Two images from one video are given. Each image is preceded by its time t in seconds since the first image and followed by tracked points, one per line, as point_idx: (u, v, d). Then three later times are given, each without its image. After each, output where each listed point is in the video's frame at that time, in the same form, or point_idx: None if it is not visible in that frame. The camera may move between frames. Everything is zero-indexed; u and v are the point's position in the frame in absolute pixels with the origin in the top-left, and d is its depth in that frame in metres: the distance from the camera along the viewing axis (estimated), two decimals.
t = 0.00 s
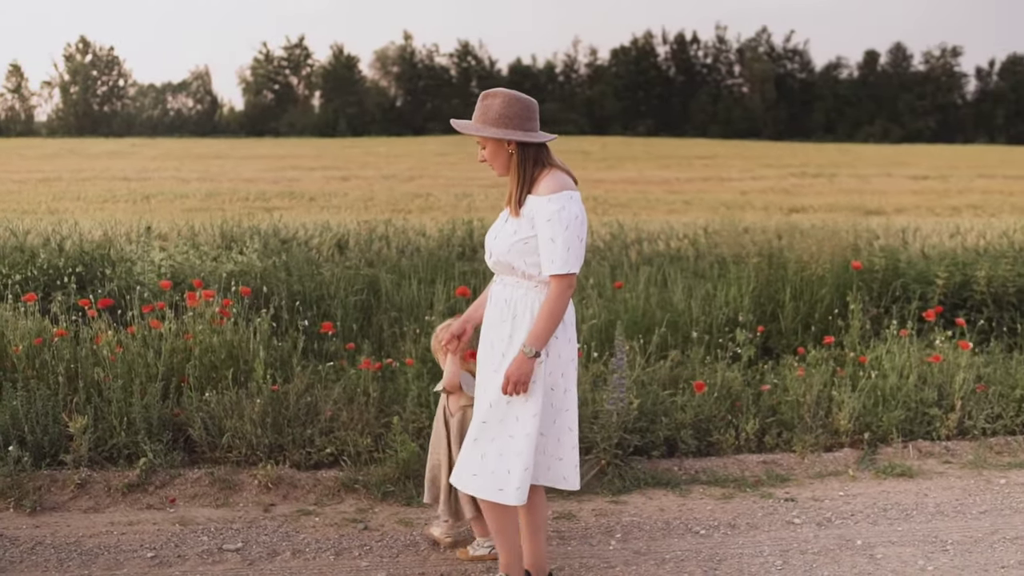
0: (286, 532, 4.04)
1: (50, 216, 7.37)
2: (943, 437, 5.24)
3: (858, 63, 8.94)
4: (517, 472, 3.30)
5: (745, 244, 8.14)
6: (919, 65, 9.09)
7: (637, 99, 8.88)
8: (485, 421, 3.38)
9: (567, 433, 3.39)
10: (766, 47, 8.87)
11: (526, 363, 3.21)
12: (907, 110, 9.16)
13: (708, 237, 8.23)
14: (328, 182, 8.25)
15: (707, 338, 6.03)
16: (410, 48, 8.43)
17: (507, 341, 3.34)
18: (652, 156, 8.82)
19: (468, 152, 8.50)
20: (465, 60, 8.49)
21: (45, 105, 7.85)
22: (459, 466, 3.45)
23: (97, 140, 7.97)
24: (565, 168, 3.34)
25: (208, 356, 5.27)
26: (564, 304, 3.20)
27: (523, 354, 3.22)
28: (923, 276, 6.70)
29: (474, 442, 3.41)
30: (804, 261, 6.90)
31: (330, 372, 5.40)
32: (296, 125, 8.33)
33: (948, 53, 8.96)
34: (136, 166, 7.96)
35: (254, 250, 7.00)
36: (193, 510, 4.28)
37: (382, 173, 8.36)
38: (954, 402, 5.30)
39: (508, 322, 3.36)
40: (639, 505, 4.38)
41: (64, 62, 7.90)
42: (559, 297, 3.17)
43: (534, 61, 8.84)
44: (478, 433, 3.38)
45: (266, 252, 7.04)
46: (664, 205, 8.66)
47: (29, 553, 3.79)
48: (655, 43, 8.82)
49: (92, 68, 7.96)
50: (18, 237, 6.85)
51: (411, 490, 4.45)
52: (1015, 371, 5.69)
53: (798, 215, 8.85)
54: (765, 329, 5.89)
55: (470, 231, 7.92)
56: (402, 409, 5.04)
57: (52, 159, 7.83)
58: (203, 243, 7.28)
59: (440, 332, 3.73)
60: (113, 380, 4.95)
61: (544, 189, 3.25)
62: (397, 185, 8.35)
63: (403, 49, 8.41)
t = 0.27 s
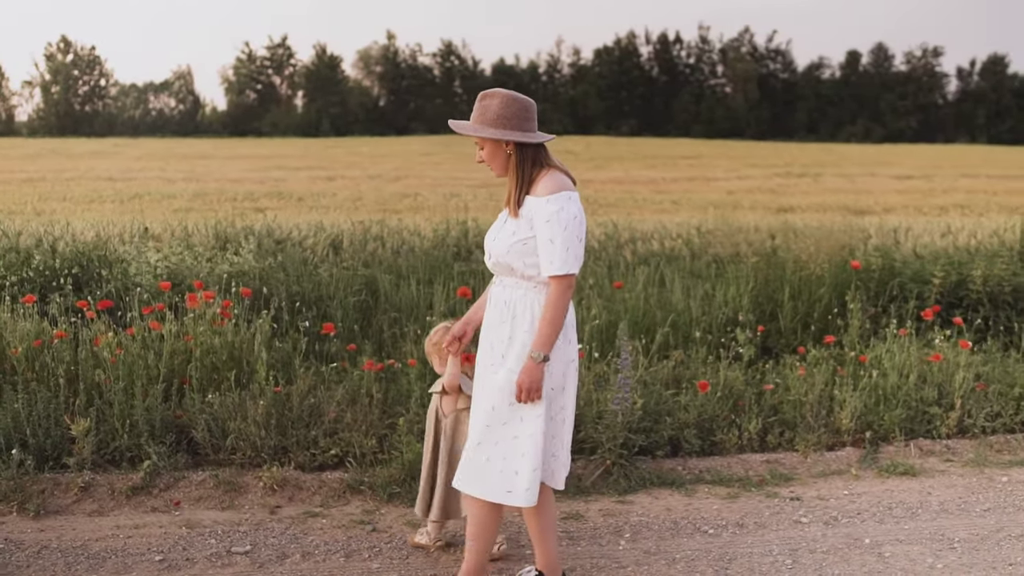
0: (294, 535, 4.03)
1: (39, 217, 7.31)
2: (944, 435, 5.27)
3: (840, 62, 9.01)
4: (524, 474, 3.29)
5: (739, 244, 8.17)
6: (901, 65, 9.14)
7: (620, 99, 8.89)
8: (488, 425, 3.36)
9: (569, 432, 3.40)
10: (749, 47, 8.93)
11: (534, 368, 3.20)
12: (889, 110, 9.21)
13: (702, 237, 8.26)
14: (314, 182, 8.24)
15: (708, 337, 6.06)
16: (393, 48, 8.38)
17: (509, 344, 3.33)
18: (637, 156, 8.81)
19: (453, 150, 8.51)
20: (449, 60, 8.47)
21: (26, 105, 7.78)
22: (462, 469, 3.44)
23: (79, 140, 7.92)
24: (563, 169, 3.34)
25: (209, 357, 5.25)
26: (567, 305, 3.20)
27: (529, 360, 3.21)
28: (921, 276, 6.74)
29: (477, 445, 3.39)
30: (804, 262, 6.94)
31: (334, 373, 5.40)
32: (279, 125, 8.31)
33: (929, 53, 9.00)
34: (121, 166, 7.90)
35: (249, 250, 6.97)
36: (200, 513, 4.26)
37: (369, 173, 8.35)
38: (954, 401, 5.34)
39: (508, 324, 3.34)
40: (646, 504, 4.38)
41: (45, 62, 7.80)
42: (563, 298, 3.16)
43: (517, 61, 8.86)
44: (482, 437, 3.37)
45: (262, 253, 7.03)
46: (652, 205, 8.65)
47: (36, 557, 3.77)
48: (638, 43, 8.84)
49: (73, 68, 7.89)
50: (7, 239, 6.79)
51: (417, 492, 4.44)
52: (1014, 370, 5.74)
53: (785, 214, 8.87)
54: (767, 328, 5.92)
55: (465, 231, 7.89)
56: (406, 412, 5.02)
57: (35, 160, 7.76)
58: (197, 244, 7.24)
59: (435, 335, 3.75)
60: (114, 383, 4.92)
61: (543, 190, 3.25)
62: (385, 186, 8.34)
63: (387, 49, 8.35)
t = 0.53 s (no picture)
0: (301, 537, 4.02)
1: (26, 218, 7.24)
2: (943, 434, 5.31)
3: (822, 63, 9.03)
4: (534, 479, 3.31)
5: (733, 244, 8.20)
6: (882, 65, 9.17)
7: (603, 99, 8.94)
8: (493, 432, 3.35)
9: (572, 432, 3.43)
10: (731, 47, 8.94)
11: (544, 375, 3.19)
12: (871, 110, 9.26)
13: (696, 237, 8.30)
14: (299, 182, 8.20)
15: (707, 335, 6.09)
16: (376, 47, 8.41)
17: (509, 350, 3.30)
18: (621, 156, 8.85)
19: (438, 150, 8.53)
20: (431, 60, 8.49)
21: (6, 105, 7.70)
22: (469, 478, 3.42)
23: (61, 141, 7.84)
24: (558, 173, 3.33)
25: (209, 359, 5.22)
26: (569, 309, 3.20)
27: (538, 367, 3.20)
28: (916, 275, 6.80)
29: (482, 453, 3.37)
30: (802, 262, 6.99)
31: (337, 375, 5.39)
32: (261, 125, 8.24)
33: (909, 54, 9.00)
34: (104, 167, 7.83)
35: (242, 250, 6.94)
36: (205, 516, 4.24)
37: (354, 174, 8.32)
38: (953, 400, 5.38)
39: (507, 330, 3.31)
40: (652, 504, 4.39)
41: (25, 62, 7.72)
42: (565, 303, 3.16)
43: (499, 61, 8.88)
44: (488, 444, 3.35)
45: (258, 255, 7.01)
46: (642, 204, 8.74)
47: (43, 561, 3.74)
48: (620, 43, 8.87)
49: (54, 67, 7.81)
50: None
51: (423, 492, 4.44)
52: (1011, 369, 5.79)
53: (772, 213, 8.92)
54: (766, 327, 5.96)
55: (458, 231, 7.90)
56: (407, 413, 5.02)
57: (17, 161, 7.68)
58: (190, 245, 7.20)
59: (434, 334, 3.76)
60: (116, 385, 4.89)
61: (538, 194, 3.23)
62: (371, 186, 8.33)
63: (369, 49, 8.37)
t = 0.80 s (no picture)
0: (309, 539, 4.01)
1: (15, 219, 7.18)
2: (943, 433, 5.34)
3: (804, 62, 9.08)
4: (530, 480, 3.29)
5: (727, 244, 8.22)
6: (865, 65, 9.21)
7: (587, 98, 8.93)
8: (488, 436, 3.33)
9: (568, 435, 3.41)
10: (714, 47, 9.00)
11: (544, 379, 3.18)
12: (853, 109, 9.30)
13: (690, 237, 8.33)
14: (286, 183, 8.18)
15: (707, 334, 6.12)
16: (359, 47, 8.42)
17: (501, 354, 3.29)
18: (607, 157, 8.84)
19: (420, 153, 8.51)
20: (415, 60, 8.52)
21: None
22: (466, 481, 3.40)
23: (43, 141, 7.82)
24: (555, 176, 3.31)
25: (211, 360, 5.20)
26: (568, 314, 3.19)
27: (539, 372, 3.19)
28: (914, 275, 6.85)
29: (479, 456, 3.36)
30: (802, 261, 7.03)
31: (342, 376, 5.39)
32: (244, 125, 8.24)
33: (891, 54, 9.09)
34: (88, 168, 7.78)
35: (237, 251, 6.90)
36: (210, 518, 4.22)
37: (341, 173, 8.29)
38: (952, 399, 5.42)
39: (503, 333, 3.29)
40: (658, 504, 4.40)
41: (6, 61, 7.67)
42: (564, 307, 3.15)
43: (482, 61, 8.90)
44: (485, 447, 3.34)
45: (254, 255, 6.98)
46: (631, 204, 8.73)
47: (49, 565, 3.71)
48: (604, 44, 8.91)
49: (36, 66, 7.76)
50: None
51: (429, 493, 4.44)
52: (1009, 368, 5.84)
53: (760, 214, 8.95)
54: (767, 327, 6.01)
55: (453, 231, 7.89)
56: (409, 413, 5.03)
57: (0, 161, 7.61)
58: (185, 246, 7.17)
59: (433, 334, 3.70)
60: (118, 386, 4.86)
61: (534, 197, 3.22)
62: (360, 186, 8.28)
63: (353, 49, 8.41)
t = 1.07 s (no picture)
0: (319, 540, 4.00)
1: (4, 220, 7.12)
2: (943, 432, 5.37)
3: (788, 62, 9.10)
4: (524, 478, 3.28)
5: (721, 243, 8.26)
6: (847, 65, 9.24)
7: (570, 98, 8.91)
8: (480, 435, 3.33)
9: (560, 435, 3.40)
10: (697, 47, 9.02)
11: (535, 380, 3.18)
12: (835, 109, 9.38)
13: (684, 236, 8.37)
14: (273, 183, 8.14)
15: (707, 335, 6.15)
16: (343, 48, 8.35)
17: (493, 352, 3.28)
18: (595, 157, 8.91)
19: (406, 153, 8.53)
20: (399, 60, 8.50)
21: None
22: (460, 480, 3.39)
23: (25, 141, 7.77)
24: (556, 176, 3.31)
25: (214, 361, 5.19)
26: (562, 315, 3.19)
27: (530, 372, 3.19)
28: (911, 275, 6.89)
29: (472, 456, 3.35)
30: (803, 260, 7.05)
31: (347, 378, 5.37)
32: (228, 125, 8.22)
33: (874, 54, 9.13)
34: (73, 168, 7.72)
35: (233, 252, 6.87)
36: (218, 520, 4.21)
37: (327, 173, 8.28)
38: (953, 398, 5.46)
39: (494, 332, 3.28)
40: (665, 503, 4.42)
41: None
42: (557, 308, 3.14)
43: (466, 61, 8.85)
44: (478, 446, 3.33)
45: (250, 256, 6.94)
46: (622, 205, 8.77)
47: (58, 570, 3.68)
48: (587, 44, 8.90)
49: (17, 67, 7.69)
50: None
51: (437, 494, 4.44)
52: (1008, 366, 5.88)
53: (749, 214, 8.96)
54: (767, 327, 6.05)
55: (449, 231, 7.88)
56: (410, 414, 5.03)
57: None
58: (180, 248, 7.14)
59: (427, 337, 3.68)
60: (123, 388, 4.83)
61: (534, 196, 3.21)
62: (349, 187, 8.28)
63: (336, 49, 8.31)
